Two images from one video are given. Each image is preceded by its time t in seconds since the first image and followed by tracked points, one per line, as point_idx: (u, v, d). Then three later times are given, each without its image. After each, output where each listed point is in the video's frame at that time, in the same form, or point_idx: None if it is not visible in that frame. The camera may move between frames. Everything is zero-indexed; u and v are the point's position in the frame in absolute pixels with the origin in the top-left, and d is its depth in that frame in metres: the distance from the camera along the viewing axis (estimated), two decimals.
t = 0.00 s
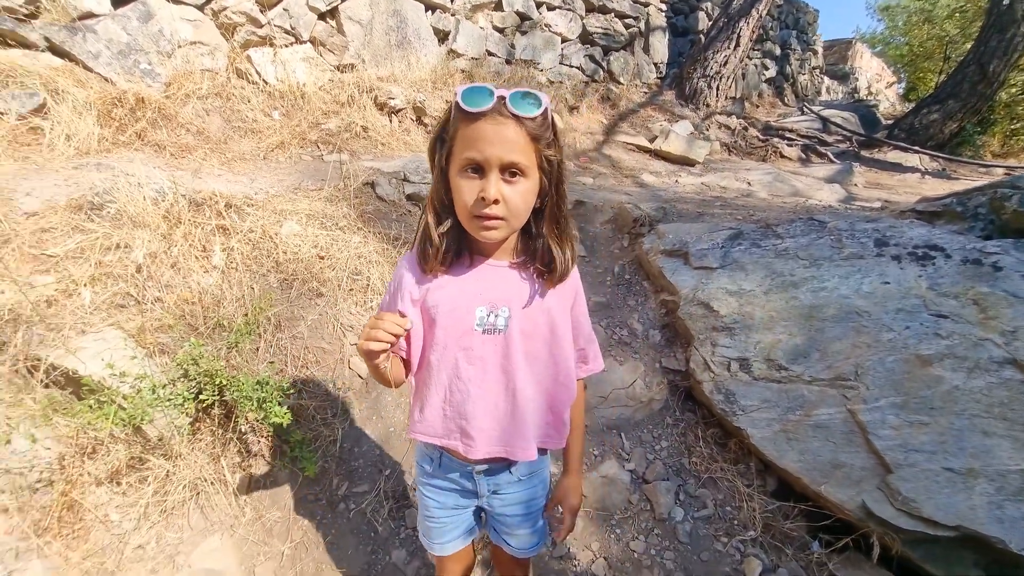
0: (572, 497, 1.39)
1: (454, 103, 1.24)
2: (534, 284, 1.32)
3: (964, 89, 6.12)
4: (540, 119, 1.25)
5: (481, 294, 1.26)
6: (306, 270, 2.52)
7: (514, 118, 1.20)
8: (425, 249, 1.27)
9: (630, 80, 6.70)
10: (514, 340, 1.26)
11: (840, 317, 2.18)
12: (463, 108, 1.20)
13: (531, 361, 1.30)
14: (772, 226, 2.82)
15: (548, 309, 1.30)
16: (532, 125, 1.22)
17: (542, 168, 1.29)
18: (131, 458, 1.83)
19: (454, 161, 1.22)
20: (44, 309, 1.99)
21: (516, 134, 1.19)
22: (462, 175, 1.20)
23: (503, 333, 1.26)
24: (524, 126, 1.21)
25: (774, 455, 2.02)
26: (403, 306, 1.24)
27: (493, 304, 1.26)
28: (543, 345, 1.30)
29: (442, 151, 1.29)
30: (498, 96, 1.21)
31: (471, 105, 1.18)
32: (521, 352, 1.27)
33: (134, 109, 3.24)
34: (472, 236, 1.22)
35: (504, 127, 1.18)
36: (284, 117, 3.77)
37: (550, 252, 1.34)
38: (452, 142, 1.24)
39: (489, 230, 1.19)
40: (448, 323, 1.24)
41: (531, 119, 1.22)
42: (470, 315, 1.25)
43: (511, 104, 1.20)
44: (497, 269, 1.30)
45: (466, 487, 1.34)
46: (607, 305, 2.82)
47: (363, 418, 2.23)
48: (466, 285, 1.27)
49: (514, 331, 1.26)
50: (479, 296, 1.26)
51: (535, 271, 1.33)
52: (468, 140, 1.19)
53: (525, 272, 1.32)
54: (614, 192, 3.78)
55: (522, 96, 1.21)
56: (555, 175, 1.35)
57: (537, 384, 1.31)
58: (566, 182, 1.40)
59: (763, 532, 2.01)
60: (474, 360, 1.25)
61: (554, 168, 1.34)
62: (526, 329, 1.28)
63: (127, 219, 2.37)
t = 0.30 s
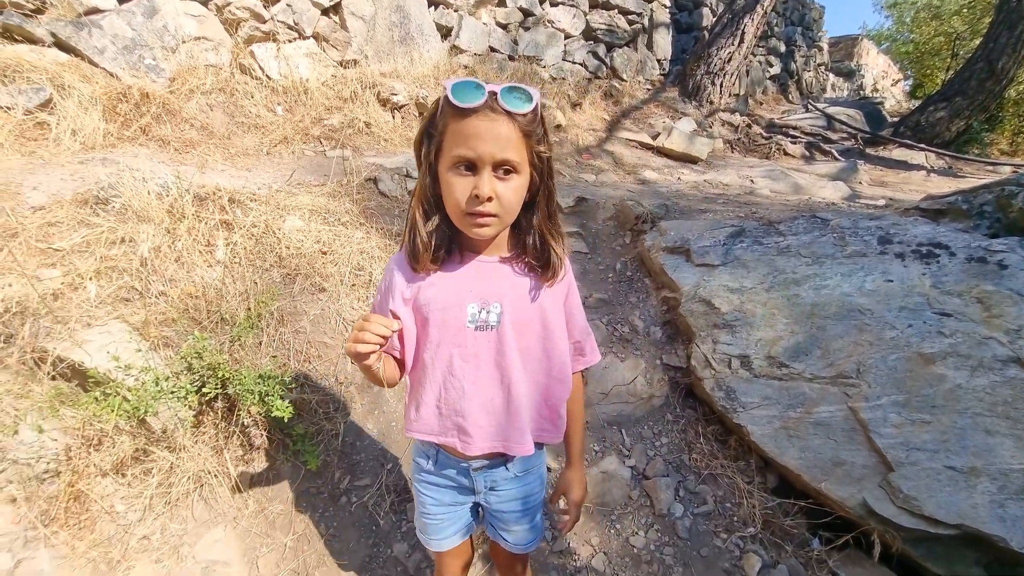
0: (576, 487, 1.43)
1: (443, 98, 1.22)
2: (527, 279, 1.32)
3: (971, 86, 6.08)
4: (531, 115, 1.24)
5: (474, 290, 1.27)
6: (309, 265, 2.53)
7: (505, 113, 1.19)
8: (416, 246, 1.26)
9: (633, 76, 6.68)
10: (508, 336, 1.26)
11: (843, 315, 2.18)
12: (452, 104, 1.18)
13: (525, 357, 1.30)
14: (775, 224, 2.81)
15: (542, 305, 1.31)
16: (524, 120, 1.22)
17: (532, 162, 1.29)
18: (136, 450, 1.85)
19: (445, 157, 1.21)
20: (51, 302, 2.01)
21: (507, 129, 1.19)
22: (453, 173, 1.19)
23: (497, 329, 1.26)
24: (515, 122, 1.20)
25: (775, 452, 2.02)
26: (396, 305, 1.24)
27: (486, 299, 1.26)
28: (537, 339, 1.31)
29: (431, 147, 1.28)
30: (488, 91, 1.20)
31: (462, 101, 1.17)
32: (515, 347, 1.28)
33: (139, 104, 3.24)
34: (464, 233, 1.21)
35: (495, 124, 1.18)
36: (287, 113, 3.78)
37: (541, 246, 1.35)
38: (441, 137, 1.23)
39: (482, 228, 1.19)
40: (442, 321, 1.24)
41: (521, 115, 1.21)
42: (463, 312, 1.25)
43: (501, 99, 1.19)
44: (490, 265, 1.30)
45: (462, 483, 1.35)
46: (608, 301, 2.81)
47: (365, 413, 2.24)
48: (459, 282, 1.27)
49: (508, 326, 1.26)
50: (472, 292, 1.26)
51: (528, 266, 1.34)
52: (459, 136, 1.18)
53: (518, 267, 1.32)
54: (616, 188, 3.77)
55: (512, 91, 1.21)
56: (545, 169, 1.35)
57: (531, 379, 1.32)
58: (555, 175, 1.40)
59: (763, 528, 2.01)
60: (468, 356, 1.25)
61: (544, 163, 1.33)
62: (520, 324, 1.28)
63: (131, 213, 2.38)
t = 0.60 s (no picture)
0: (563, 484, 1.45)
1: (430, 93, 1.23)
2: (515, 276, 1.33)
3: (971, 84, 6.07)
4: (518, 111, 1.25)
5: (463, 286, 1.27)
6: (307, 262, 2.54)
7: (492, 110, 1.20)
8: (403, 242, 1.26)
9: (633, 74, 6.68)
10: (497, 331, 1.27)
11: (839, 312, 2.18)
12: (440, 99, 1.19)
13: (514, 352, 1.31)
14: (772, 221, 2.82)
15: (530, 301, 1.32)
16: (511, 117, 1.23)
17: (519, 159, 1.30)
18: (135, 445, 1.86)
19: (432, 152, 1.21)
20: (50, 299, 2.03)
21: (494, 125, 1.19)
22: (440, 169, 1.20)
23: (486, 326, 1.27)
24: (501, 118, 1.21)
25: (771, 449, 2.03)
26: (384, 302, 1.25)
27: (474, 296, 1.27)
28: (525, 335, 1.32)
29: (418, 143, 1.28)
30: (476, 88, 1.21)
31: (449, 97, 1.18)
32: (504, 342, 1.28)
33: (138, 102, 3.25)
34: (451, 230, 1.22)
35: (482, 120, 1.18)
36: (286, 111, 3.78)
37: (529, 244, 1.36)
38: (429, 133, 1.23)
39: (469, 224, 1.20)
40: (431, 317, 1.25)
41: (509, 112, 1.22)
42: (451, 308, 1.25)
43: (489, 95, 1.20)
44: (479, 261, 1.30)
45: (454, 480, 1.35)
46: (606, 298, 2.82)
47: (362, 409, 2.24)
48: (447, 278, 1.27)
49: (496, 322, 1.27)
50: (461, 288, 1.27)
51: (516, 263, 1.35)
52: (446, 132, 1.18)
53: (505, 264, 1.33)
54: (615, 186, 3.77)
55: (499, 88, 1.21)
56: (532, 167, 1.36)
57: (520, 375, 1.33)
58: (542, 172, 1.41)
59: (759, 524, 2.02)
60: (457, 353, 1.26)
61: (532, 160, 1.34)
62: (509, 319, 1.29)
63: (130, 211, 2.39)
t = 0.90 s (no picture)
0: (564, 484, 1.45)
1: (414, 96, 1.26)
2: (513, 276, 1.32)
3: (975, 83, 6.05)
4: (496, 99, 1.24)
5: (462, 288, 1.27)
6: (309, 264, 2.54)
7: (469, 100, 1.20)
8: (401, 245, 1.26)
9: (635, 74, 6.67)
10: (496, 332, 1.27)
11: (842, 313, 2.17)
12: (419, 96, 1.21)
13: (514, 353, 1.31)
14: (775, 222, 2.81)
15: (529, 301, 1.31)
16: (490, 107, 1.22)
17: (506, 151, 1.28)
18: (136, 447, 1.86)
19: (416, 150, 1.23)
20: (52, 301, 2.03)
21: (469, 114, 1.19)
22: (423, 165, 1.20)
23: (485, 326, 1.26)
24: (478, 107, 1.21)
25: (774, 451, 2.02)
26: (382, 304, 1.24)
27: (474, 297, 1.26)
28: (525, 336, 1.31)
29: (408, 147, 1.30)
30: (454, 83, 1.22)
31: (426, 92, 1.19)
32: (504, 344, 1.28)
33: (140, 103, 3.26)
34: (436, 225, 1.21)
35: (458, 111, 1.18)
36: (288, 112, 3.78)
37: (536, 243, 1.36)
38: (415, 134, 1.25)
39: (451, 215, 1.17)
40: (430, 319, 1.24)
41: (485, 100, 1.21)
42: (451, 309, 1.25)
43: (465, 87, 1.20)
44: (478, 262, 1.29)
45: (454, 480, 1.35)
46: (608, 299, 2.81)
47: (364, 411, 2.24)
48: (446, 280, 1.27)
49: (496, 323, 1.26)
50: (460, 290, 1.26)
51: (515, 263, 1.34)
52: (425, 126, 1.20)
53: (505, 264, 1.32)
54: (617, 187, 3.76)
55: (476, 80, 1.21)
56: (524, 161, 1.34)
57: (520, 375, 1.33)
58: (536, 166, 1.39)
59: (761, 526, 2.01)
60: (457, 354, 1.26)
61: (521, 152, 1.32)
62: (509, 321, 1.29)
63: (132, 212, 2.39)
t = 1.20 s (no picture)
0: (554, 492, 1.47)
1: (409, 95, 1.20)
2: (494, 284, 1.30)
3: (983, 84, 6.00)
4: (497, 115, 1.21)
5: (445, 287, 1.24)
6: (312, 263, 2.52)
7: (469, 113, 1.16)
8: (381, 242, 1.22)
9: (640, 74, 6.64)
10: (480, 332, 1.25)
11: (851, 316, 2.15)
12: (416, 100, 1.16)
13: (498, 354, 1.29)
14: (782, 223, 2.78)
15: (512, 302, 1.31)
16: (488, 122, 1.18)
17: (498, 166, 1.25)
18: (138, 447, 1.84)
19: (406, 154, 1.18)
20: (55, 299, 2.02)
21: (468, 127, 1.15)
22: (414, 170, 1.16)
23: (468, 327, 1.24)
24: (477, 122, 1.17)
25: (781, 455, 2.00)
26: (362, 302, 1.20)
27: (458, 296, 1.24)
28: (508, 336, 1.30)
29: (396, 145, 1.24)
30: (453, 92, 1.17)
31: (425, 98, 1.14)
32: (487, 343, 1.26)
33: (144, 101, 3.25)
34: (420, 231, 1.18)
35: (457, 123, 1.14)
36: (292, 110, 3.77)
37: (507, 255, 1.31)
38: (406, 134, 1.20)
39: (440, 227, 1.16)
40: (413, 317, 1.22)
41: (487, 116, 1.18)
42: (434, 308, 1.23)
43: (466, 98, 1.16)
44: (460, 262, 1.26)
45: (448, 483, 1.32)
46: (613, 300, 2.79)
47: (367, 411, 2.22)
48: (429, 279, 1.24)
49: (478, 323, 1.25)
50: (442, 288, 1.24)
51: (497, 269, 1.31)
52: (420, 134, 1.15)
53: (485, 268, 1.30)
54: (622, 187, 3.73)
55: (479, 93, 1.18)
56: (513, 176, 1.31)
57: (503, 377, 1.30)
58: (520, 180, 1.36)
59: (768, 531, 1.99)
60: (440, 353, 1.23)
61: (512, 168, 1.29)
62: (492, 320, 1.27)
63: (135, 211, 2.38)
